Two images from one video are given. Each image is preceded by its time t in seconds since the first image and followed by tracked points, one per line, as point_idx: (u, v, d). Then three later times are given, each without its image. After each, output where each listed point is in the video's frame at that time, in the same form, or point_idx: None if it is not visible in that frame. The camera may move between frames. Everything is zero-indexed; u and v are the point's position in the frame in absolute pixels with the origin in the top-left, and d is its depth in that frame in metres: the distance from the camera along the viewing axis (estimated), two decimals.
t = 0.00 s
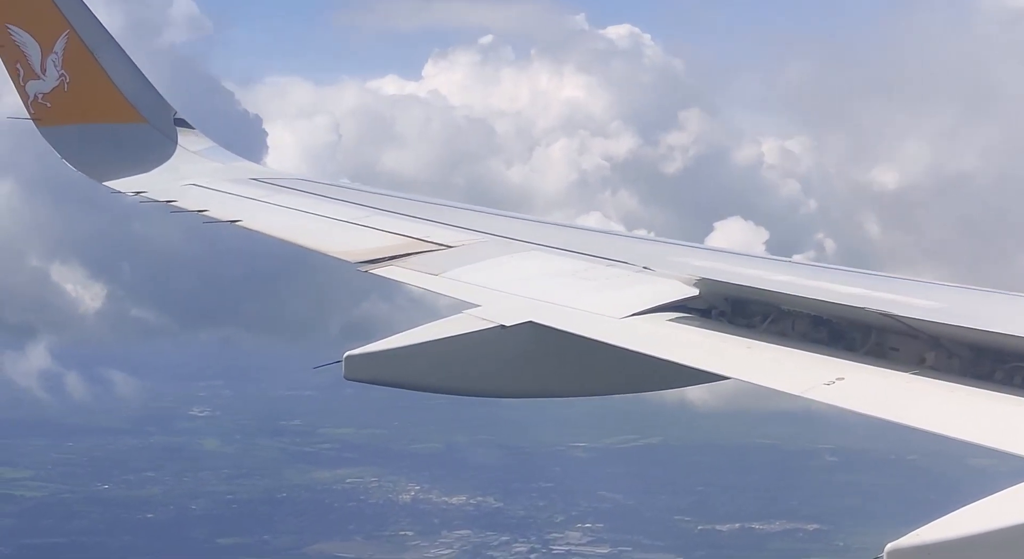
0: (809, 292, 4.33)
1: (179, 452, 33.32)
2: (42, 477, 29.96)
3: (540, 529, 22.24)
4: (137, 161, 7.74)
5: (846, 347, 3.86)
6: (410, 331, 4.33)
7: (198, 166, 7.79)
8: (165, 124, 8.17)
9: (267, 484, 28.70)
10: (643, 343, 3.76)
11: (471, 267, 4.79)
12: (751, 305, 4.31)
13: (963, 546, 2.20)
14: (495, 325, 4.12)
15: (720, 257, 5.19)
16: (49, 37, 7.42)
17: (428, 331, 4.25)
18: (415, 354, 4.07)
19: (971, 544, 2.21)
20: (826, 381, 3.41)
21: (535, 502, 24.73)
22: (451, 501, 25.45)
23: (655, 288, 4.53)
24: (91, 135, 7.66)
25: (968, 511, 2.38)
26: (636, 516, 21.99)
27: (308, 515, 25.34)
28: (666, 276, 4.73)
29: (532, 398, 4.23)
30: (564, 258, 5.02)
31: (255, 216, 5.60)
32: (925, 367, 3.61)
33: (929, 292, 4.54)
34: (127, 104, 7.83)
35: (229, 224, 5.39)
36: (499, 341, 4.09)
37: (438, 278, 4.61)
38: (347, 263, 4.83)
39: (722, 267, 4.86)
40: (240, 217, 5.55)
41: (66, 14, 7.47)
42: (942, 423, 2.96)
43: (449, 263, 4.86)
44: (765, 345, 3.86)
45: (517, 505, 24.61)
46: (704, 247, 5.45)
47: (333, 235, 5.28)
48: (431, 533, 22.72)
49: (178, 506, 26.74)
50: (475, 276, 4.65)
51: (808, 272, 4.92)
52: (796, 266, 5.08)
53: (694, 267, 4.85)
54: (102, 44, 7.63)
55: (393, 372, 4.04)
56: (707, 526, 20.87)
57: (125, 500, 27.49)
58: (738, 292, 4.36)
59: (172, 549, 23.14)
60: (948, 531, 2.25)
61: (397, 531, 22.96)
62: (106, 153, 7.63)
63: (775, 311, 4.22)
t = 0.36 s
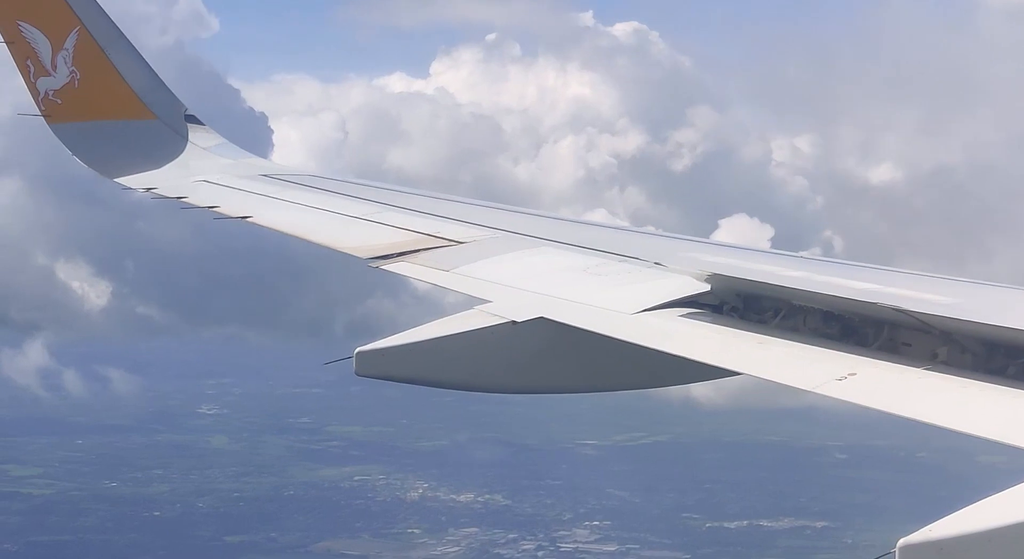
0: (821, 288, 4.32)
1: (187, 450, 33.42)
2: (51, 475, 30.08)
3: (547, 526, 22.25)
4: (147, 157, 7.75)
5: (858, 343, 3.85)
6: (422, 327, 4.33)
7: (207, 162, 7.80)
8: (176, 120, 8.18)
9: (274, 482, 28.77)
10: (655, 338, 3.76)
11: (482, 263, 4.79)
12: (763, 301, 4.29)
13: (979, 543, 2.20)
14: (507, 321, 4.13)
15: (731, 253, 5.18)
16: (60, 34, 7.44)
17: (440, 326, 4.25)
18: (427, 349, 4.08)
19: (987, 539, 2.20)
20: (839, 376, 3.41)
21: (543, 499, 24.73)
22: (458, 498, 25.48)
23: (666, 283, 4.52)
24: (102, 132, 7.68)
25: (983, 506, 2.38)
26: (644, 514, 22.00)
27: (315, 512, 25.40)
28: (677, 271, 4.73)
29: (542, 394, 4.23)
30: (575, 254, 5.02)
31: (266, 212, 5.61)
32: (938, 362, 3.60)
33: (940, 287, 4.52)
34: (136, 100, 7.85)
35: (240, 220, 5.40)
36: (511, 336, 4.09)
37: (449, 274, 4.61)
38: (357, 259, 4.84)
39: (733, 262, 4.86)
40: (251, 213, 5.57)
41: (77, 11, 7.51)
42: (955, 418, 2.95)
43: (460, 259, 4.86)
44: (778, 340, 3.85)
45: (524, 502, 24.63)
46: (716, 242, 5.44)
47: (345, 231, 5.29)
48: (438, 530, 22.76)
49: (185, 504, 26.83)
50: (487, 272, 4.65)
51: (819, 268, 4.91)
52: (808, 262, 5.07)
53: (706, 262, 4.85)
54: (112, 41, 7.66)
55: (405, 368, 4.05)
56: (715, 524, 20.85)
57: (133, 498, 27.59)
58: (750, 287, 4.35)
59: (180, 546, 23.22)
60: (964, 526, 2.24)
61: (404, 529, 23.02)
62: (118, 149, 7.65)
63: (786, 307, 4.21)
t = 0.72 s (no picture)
0: (826, 283, 4.31)
1: (190, 447, 33.48)
2: (54, 472, 30.15)
3: (549, 524, 22.24)
4: (154, 153, 7.76)
5: (864, 338, 3.84)
6: (427, 322, 4.33)
7: (213, 158, 7.80)
8: (182, 116, 8.19)
9: (277, 479, 28.81)
10: (659, 334, 3.76)
11: (488, 259, 4.79)
12: (768, 296, 4.29)
13: (986, 537, 2.19)
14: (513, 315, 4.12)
15: (737, 249, 5.18)
16: (66, 30, 7.45)
17: (445, 322, 4.26)
18: (432, 345, 4.08)
19: (995, 533, 2.20)
20: (842, 372, 3.41)
21: (545, 496, 24.72)
22: (461, 496, 25.49)
23: (671, 279, 4.52)
24: (107, 129, 7.70)
25: (988, 502, 2.38)
26: (646, 511, 22.00)
27: (318, 510, 25.43)
28: (683, 267, 4.73)
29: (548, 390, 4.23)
30: (580, 250, 5.02)
31: (272, 208, 5.62)
32: (943, 358, 3.58)
33: (946, 282, 4.51)
34: (143, 96, 7.87)
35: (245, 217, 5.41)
36: (516, 332, 4.08)
37: (454, 270, 4.62)
38: (362, 255, 4.85)
39: (739, 258, 4.85)
40: (257, 209, 5.58)
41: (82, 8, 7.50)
42: (960, 413, 2.95)
43: (465, 255, 4.86)
44: (783, 336, 3.85)
45: (527, 499, 24.63)
46: (721, 238, 5.44)
47: (350, 227, 5.30)
48: (441, 528, 22.80)
49: (188, 502, 26.87)
50: (491, 268, 4.65)
51: (824, 263, 4.91)
52: (812, 257, 5.06)
53: (711, 257, 4.85)
54: (118, 38, 7.67)
55: (409, 364, 4.06)
56: (717, 522, 20.82)
57: (136, 496, 27.65)
58: (755, 283, 4.35)
59: (181, 544, 23.27)
60: (969, 523, 2.24)
61: (407, 526, 23.07)
62: (122, 146, 7.68)
63: (791, 303, 4.21)
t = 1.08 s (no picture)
0: (846, 275, 4.29)
1: (208, 442, 33.71)
2: (73, 466, 30.45)
3: (566, 519, 22.23)
4: (174, 145, 7.80)
5: (883, 330, 3.83)
6: (446, 315, 4.36)
7: (233, 151, 7.85)
8: (201, 110, 8.25)
9: (294, 474, 28.96)
10: (678, 326, 3.77)
11: (507, 251, 4.81)
12: (787, 288, 4.28)
13: (1008, 529, 2.19)
14: (531, 308, 4.14)
15: (756, 240, 5.17)
16: (86, 24, 7.54)
17: (464, 314, 4.28)
18: (451, 337, 4.11)
19: (1016, 525, 2.19)
20: (862, 364, 3.40)
21: (562, 491, 24.73)
22: (477, 491, 25.54)
23: (690, 271, 4.52)
24: (127, 121, 7.75)
25: (1010, 495, 2.38)
26: (663, 506, 21.98)
27: (335, 505, 25.55)
28: (702, 259, 4.73)
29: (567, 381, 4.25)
30: (599, 242, 5.02)
31: (291, 200, 5.66)
32: (963, 349, 3.57)
33: (967, 274, 4.49)
34: (162, 89, 7.92)
35: (264, 209, 5.45)
36: (535, 324, 4.10)
37: (473, 262, 4.64)
38: (381, 247, 4.88)
39: (758, 250, 4.84)
40: (276, 201, 5.62)
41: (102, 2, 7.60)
42: (981, 406, 2.94)
43: (483, 247, 4.88)
44: (803, 328, 3.85)
45: (544, 495, 24.64)
46: (740, 230, 5.43)
47: (368, 219, 5.33)
48: (458, 523, 22.87)
49: (205, 496, 27.07)
50: (510, 260, 4.67)
51: (843, 254, 4.89)
52: (832, 249, 5.05)
53: (730, 250, 4.84)
54: (139, 32, 7.75)
55: (429, 356, 4.09)
56: (734, 517, 20.76)
57: (154, 490, 27.88)
58: (774, 275, 4.34)
59: (200, 539, 23.45)
60: (990, 516, 2.24)
61: (424, 521, 23.15)
62: (143, 138, 7.74)
63: (811, 295, 4.20)
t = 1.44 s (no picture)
0: (860, 262, 4.29)
1: (221, 433, 33.92)
2: (87, 457, 30.71)
3: (579, 510, 22.24)
4: (188, 134, 7.84)
5: (899, 318, 3.82)
6: (461, 303, 4.37)
7: (247, 139, 7.88)
8: (216, 100, 8.31)
9: (307, 465, 29.10)
10: (693, 314, 3.77)
11: (522, 239, 4.82)
12: (802, 276, 4.28)
13: None
14: (545, 297, 4.15)
15: (771, 228, 5.17)
16: (100, 12, 7.57)
17: (479, 302, 4.30)
18: (466, 325, 4.13)
19: None
20: (878, 352, 3.40)
21: (575, 482, 24.77)
22: (490, 482, 25.59)
23: (705, 260, 4.53)
24: (141, 109, 7.79)
25: None
26: (676, 497, 21.99)
27: (347, 495, 25.66)
28: (716, 247, 4.73)
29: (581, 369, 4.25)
30: (613, 230, 5.03)
31: (305, 188, 5.69)
32: (979, 337, 3.56)
33: (983, 262, 4.48)
34: (176, 77, 7.98)
35: (279, 197, 5.48)
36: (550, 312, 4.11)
37: (487, 250, 4.66)
38: (395, 234, 4.90)
39: (773, 238, 4.84)
40: (290, 189, 5.65)
41: None
42: (996, 393, 2.94)
43: (498, 235, 4.90)
44: (818, 316, 3.85)
45: (557, 485, 24.68)
46: (756, 218, 5.42)
47: (382, 207, 5.35)
48: (470, 514, 22.97)
49: (218, 488, 27.24)
50: (524, 248, 4.68)
51: (859, 242, 4.89)
52: (848, 237, 5.04)
53: (745, 238, 4.84)
54: (152, 20, 7.80)
55: (443, 344, 4.10)
56: (746, 507, 20.74)
57: (167, 480, 28.08)
58: (789, 263, 4.34)
59: (212, 530, 23.63)
60: (1006, 502, 2.24)
61: (436, 512, 23.26)
62: (157, 126, 7.78)
63: (826, 283, 4.19)
